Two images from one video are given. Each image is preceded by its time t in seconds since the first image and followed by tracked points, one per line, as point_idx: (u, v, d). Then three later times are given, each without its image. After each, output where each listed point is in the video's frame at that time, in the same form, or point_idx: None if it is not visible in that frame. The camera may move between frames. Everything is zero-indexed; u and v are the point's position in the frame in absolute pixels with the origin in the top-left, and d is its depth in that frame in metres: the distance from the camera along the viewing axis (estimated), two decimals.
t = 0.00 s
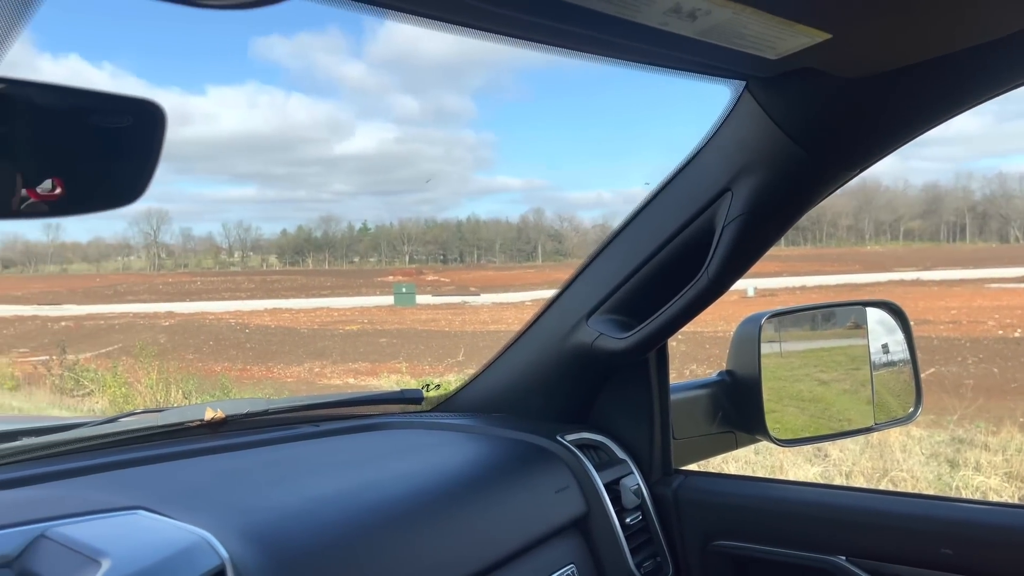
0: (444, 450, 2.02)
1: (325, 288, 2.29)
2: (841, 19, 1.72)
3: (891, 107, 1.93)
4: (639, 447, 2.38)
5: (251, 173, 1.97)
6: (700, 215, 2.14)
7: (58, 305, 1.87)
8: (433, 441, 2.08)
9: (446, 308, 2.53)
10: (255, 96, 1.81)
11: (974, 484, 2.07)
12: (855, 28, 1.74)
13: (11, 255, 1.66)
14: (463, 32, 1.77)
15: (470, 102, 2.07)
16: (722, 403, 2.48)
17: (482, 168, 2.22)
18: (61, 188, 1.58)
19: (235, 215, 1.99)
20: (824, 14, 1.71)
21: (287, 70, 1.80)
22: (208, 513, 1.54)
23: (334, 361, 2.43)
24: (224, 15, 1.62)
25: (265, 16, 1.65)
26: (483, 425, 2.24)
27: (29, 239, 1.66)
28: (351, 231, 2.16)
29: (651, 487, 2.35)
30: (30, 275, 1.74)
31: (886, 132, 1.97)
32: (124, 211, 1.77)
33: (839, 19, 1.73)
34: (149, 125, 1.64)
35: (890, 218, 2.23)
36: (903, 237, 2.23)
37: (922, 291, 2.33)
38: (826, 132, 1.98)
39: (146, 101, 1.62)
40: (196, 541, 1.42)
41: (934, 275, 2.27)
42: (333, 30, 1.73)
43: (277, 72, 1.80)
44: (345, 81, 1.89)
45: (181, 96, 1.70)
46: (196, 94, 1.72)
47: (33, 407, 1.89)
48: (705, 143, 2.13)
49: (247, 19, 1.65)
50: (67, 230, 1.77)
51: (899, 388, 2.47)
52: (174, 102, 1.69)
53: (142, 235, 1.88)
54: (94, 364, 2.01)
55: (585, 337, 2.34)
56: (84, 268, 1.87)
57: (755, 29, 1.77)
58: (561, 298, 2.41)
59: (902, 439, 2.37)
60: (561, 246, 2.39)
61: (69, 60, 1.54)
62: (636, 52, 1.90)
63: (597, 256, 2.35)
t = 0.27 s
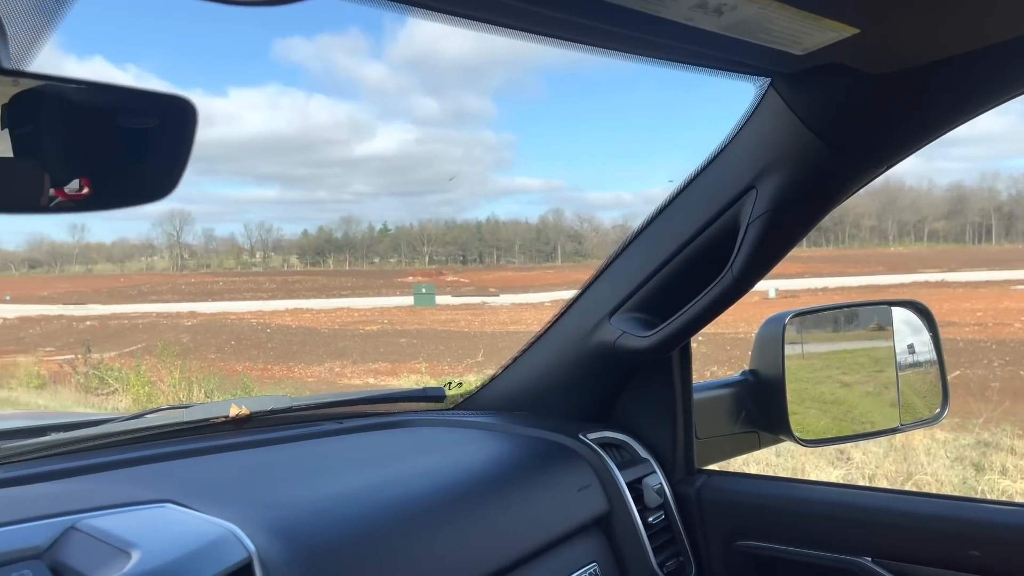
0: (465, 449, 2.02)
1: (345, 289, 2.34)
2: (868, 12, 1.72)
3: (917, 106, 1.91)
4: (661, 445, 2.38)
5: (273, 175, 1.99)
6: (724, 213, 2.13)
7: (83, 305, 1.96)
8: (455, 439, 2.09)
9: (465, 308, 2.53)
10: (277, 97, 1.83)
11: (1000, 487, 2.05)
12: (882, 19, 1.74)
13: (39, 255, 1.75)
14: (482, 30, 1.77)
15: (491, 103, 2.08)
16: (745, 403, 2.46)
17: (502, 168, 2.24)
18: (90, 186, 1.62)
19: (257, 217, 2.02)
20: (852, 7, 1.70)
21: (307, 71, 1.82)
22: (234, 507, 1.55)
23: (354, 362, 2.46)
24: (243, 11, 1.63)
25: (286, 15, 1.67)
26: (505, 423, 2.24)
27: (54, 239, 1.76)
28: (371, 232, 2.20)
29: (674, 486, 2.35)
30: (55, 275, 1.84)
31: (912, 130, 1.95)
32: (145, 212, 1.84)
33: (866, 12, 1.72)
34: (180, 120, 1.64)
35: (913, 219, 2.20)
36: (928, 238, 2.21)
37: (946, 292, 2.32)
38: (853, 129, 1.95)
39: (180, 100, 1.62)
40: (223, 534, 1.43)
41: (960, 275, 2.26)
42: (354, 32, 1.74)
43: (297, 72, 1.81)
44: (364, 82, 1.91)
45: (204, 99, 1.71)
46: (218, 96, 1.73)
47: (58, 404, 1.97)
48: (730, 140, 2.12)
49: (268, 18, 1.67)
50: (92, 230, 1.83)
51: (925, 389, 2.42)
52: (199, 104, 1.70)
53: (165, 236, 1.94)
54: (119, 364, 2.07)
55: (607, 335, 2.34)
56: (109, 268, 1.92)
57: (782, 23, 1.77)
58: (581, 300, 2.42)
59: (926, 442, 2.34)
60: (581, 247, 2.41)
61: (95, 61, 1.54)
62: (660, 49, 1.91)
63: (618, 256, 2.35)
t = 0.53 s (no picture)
0: (484, 450, 2.02)
1: (364, 291, 2.38)
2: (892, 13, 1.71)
3: (942, 107, 1.88)
4: (681, 448, 2.36)
5: (295, 177, 2.00)
6: (744, 215, 2.11)
7: (106, 305, 2.04)
8: (474, 440, 2.10)
9: (484, 310, 2.59)
10: (297, 99, 1.86)
11: None
12: (907, 21, 1.72)
13: (62, 256, 1.81)
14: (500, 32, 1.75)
15: (510, 105, 2.12)
16: (765, 406, 2.46)
17: (520, 170, 2.28)
18: (113, 188, 1.65)
19: (276, 219, 2.04)
20: (876, 9, 1.69)
21: (326, 74, 1.84)
22: (255, 507, 1.56)
23: (372, 363, 2.46)
24: (257, 22, 1.60)
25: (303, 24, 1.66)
26: (524, 425, 2.24)
27: (78, 241, 1.82)
28: (390, 234, 2.22)
29: (693, 489, 2.34)
30: (79, 275, 1.90)
31: (937, 131, 1.93)
32: (168, 215, 1.88)
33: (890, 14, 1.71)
34: (203, 123, 1.68)
35: (936, 221, 2.17)
36: (951, 240, 2.17)
37: (970, 295, 2.29)
38: (877, 130, 1.93)
39: (202, 103, 1.66)
40: (245, 533, 1.44)
41: (984, 278, 2.23)
42: (374, 34, 1.74)
43: (314, 75, 1.83)
44: (384, 85, 1.93)
45: (226, 101, 1.74)
46: (239, 98, 1.76)
47: (82, 404, 2.00)
48: (751, 142, 2.11)
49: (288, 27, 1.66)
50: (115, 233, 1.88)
51: (948, 393, 2.39)
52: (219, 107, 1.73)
53: (187, 237, 1.97)
54: (140, 364, 2.12)
55: (626, 337, 2.33)
56: (131, 270, 1.96)
57: (804, 26, 1.76)
58: (600, 301, 2.39)
59: (949, 446, 2.31)
60: (599, 248, 2.40)
61: (118, 64, 1.59)
62: (680, 50, 1.90)
63: (636, 259, 2.33)
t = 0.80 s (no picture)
0: (502, 452, 2.03)
1: (382, 292, 2.35)
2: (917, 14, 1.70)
3: (965, 108, 1.87)
4: (701, 451, 2.35)
5: (311, 180, 2.03)
6: (765, 217, 2.11)
7: (127, 308, 2.03)
8: (493, 442, 2.10)
9: (500, 313, 2.57)
10: (315, 102, 1.86)
11: None
12: (931, 22, 1.71)
13: (84, 258, 1.84)
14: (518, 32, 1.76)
15: (528, 108, 2.13)
16: (785, 409, 2.44)
17: (537, 172, 2.28)
18: (136, 190, 1.67)
19: (295, 221, 2.07)
20: (901, 10, 1.68)
21: (344, 77, 1.86)
22: (277, 506, 1.57)
23: (389, 365, 2.47)
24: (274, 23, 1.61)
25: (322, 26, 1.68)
26: (543, 427, 2.25)
27: (100, 243, 1.85)
28: (407, 237, 2.24)
29: (712, 493, 2.32)
30: (101, 277, 1.92)
31: (960, 133, 1.91)
32: (190, 217, 1.88)
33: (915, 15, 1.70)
34: (228, 124, 1.73)
35: (958, 225, 2.16)
36: (973, 244, 2.18)
37: (992, 300, 2.29)
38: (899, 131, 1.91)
39: (224, 102, 1.71)
40: (267, 533, 1.45)
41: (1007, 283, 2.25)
42: (393, 36, 1.76)
43: (332, 79, 1.85)
44: (403, 88, 1.94)
45: (245, 104, 1.75)
46: (258, 101, 1.77)
47: (104, 404, 2.03)
48: (772, 143, 2.10)
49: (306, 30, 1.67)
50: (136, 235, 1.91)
51: (971, 398, 2.37)
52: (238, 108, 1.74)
53: (206, 240, 1.98)
54: (161, 365, 2.13)
55: (646, 339, 2.32)
56: (151, 272, 1.97)
57: (827, 27, 1.76)
58: (618, 306, 2.40)
59: (972, 451, 2.29)
60: (616, 251, 2.39)
61: (140, 69, 1.61)
62: (701, 52, 1.90)
63: (656, 260, 2.33)
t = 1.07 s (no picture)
0: (519, 455, 2.03)
1: (399, 295, 2.35)
2: (940, 14, 1.69)
3: (988, 111, 1.85)
4: (718, 455, 2.34)
5: (326, 184, 2.06)
6: (784, 221, 2.09)
7: (146, 309, 2.06)
8: (510, 445, 2.10)
9: (516, 316, 2.56)
10: (332, 106, 1.90)
11: None
12: (955, 23, 1.70)
13: (104, 261, 1.88)
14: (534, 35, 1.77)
15: (544, 112, 2.15)
16: (804, 414, 2.42)
17: (553, 175, 2.31)
18: (157, 195, 1.70)
19: (313, 225, 2.08)
20: (923, 10, 1.68)
21: (361, 81, 1.89)
22: (297, 506, 1.58)
23: (405, 368, 2.49)
24: (296, 24, 1.65)
25: (341, 29, 1.70)
26: (560, 430, 2.25)
27: (120, 245, 1.88)
28: (423, 240, 2.27)
29: (730, 497, 2.31)
30: (122, 280, 1.95)
31: (982, 136, 1.89)
32: (207, 220, 1.91)
33: (938, 15, 1.69)
34: (252, 125, 1.73)
35: (980, 229, 2.17)
36: (995, 247, 2.18)
37: (1014, 304, 2.26)
38: (921, 134, 1.89)
39: (243, 103, 1.70)
40: (286, 533, 1.45)
41: None
42: (409, 42, 1.77)
43: (351, 83, 1.88)
44: (418, 92, 1.97)
45: (264, 106, 1.76)
46: (275, 106, 1.78)
47: (123, 405, 2.04)
48: (791, 146, 2.09)
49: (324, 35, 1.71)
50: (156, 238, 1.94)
51: (994, 403, 2.34)
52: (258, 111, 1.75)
53: (225, 243, 2.01)
54: (179, 367, 2.15)
55: (664, 343, 2.31)
56: (170, 275, 2.01)
57: (849, 28, 1.75)
58: (637, 306, 2.38)
59: (993, 459, 2.26)
60: (632, 255, 2.39)
61: (159, 73, 1.63)
62: (720, 53, 1.89)
63: (674, 265, 2.31)
